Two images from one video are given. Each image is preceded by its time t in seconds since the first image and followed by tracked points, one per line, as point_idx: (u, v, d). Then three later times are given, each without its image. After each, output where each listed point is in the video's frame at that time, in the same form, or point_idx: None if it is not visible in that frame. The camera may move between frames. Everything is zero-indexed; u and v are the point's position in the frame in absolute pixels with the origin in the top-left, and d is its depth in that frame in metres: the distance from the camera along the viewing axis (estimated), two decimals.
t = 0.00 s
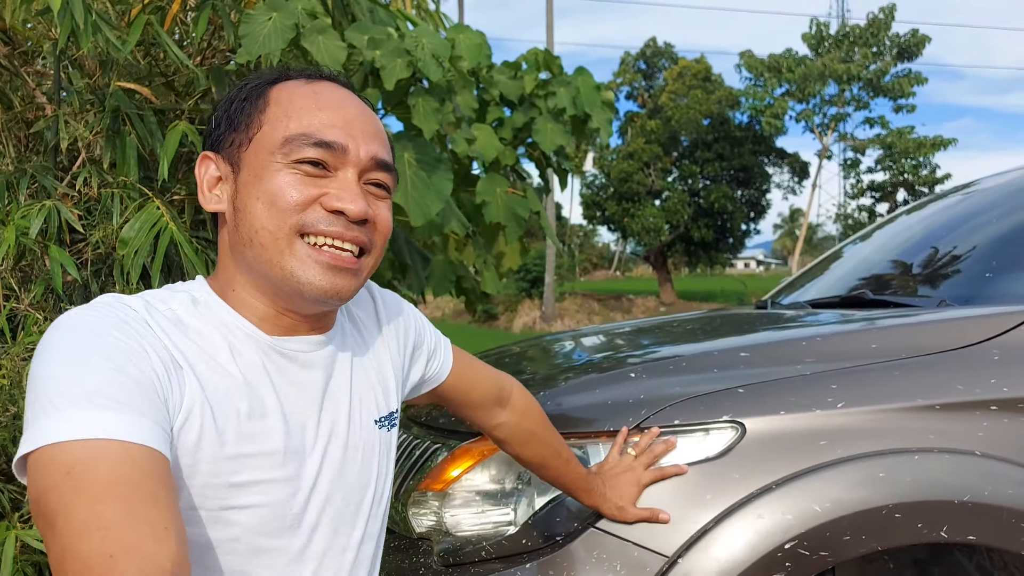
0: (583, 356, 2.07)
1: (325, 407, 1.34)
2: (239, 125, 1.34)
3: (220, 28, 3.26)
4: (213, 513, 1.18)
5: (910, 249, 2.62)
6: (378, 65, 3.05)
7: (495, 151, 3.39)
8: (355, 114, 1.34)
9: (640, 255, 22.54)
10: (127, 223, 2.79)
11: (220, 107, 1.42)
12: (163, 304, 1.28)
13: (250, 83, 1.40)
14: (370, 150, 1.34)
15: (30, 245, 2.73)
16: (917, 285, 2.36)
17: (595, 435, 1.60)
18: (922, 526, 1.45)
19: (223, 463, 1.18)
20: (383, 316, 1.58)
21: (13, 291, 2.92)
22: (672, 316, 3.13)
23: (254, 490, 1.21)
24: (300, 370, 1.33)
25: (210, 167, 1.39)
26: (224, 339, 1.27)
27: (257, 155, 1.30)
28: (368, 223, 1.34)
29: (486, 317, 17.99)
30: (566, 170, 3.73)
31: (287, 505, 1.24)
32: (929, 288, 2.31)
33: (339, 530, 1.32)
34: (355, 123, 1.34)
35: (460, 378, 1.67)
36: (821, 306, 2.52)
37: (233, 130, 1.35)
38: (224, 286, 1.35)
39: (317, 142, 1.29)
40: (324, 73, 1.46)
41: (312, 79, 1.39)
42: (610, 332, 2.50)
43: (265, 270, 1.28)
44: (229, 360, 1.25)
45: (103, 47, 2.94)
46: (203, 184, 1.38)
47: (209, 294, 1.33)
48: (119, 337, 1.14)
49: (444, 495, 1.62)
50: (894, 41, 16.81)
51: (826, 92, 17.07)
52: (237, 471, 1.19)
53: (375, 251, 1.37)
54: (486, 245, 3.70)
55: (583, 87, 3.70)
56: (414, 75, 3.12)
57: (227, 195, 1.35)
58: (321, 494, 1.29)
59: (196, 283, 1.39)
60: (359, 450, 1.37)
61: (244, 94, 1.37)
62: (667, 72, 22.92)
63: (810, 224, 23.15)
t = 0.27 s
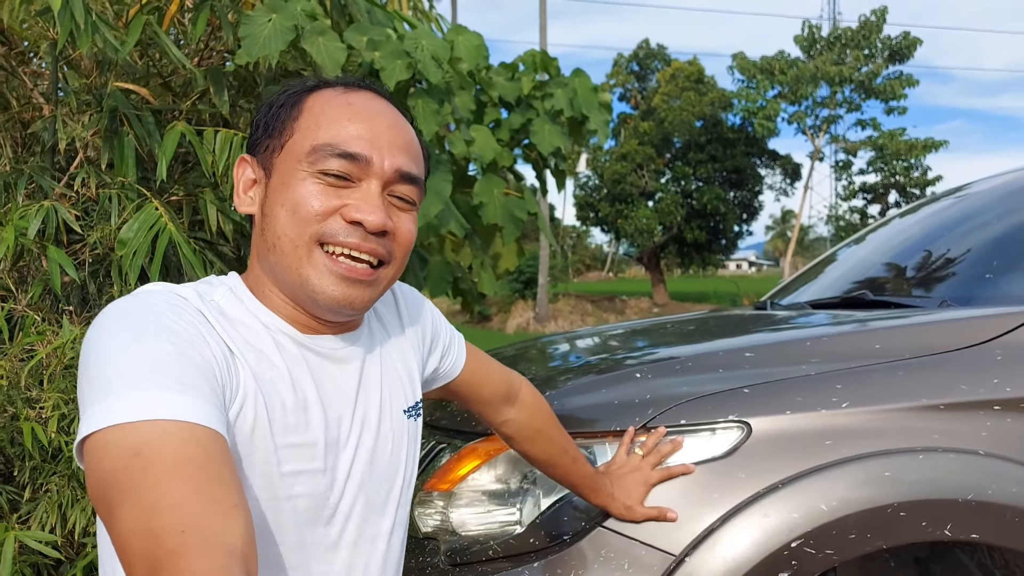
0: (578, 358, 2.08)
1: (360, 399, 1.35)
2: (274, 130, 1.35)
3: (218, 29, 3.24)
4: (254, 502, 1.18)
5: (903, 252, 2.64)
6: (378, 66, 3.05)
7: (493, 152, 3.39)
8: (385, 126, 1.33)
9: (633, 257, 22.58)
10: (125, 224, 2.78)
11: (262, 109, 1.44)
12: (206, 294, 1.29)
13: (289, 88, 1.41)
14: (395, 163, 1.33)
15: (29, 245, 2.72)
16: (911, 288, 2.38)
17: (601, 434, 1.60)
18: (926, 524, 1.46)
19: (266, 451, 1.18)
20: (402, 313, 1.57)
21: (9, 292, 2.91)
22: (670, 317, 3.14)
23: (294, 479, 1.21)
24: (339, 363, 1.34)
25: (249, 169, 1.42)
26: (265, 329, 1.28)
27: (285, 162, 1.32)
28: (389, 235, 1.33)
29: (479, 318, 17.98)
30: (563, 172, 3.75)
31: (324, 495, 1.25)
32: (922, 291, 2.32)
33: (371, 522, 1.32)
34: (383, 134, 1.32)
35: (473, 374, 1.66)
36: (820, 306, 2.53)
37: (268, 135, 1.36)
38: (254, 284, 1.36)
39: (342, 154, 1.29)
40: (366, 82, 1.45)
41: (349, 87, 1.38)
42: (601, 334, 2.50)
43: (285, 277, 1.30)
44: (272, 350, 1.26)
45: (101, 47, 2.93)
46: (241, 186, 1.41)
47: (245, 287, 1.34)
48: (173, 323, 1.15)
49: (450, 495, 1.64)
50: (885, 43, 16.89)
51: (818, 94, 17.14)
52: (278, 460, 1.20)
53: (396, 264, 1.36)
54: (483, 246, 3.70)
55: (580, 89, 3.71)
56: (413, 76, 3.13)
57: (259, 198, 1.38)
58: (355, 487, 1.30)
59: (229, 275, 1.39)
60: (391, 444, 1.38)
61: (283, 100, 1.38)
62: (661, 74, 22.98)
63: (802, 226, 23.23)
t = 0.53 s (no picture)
0: (567, 357, 2.08)
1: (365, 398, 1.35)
2: (277, 126, 1.36)
3: (207, 27, 3.22)
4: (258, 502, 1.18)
5: (889, 253, 2.66)
6: (369, 65, 3.04)
7: (483, 151, 3.38)
8: (387, 116, 1.34)
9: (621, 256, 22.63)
10: (114, 222, 2.76)
11: (265, 108, 1.44)
12: (213, 291, 1.29)
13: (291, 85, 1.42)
14: (399, 152, 1.33)
15: (17, 243, 2.70)
16: (897, 289, 2.40)
17: (597, 432, 1.61)
18: (918, 520, 1.48)
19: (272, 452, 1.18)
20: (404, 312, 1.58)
21: None
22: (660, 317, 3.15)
23: (300, 479, 1.21)
24: (345, 360, 1.34)
25: (252, 168, 1.43)
26: (271, 328, 1.28)
27: (289, 156, 1.32)
28: (394, 224, 1.34)
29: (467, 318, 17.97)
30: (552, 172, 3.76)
31: (329, 494, 1.25)
32: (908, 291, 2.35)
33: (375, 521, 1.33)
34: (386, 125, 1.33)
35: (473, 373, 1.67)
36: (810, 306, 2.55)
37: (271, 132, 1.37)
38: (261, 282, 1.36)
39: (345, 143, 1.30)
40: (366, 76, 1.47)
41: (350, 80, 1.39)
42: (589, 334, 2.51)
43: (291, 270, 1.30)
44: (279, 348, 1.26)
45: (89, 44, 2.91)
46: (244, 184, 1.42)
47: (250, 284, 1.34)
48: (180, 321, 1.15)
49: (445, 492, 1.65)
50: (871, 45, 17.00)
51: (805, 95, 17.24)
52: (283, 460, 1.19)
53: (402, 254, 1.37)
54: (473, 245, 3.69)
55: (570, 89, 3.71)
56: (405, 75, 3.12)
57: (263, 195, 1.38)
58: (360, 486, 1.30)
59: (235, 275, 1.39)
60: (396, 442, 1.38)
61: (284, 96, 1.39)
62: (648, 75, 23.05)
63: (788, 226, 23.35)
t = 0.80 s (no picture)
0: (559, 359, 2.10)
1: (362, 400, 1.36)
2: (269, 128, 1.37)
3: (199, 27, 3.21)
4: (258, 509, 1.18)
5: (879, 256, 2.69)
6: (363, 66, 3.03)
7: (476, 153, 3.39)
8: (379, 111, 1.34)
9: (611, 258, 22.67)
10: (107, 223, 2.75)
11: (257, 110, 1.45)
12: (207, 296, 1.29)
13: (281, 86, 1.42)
14: (391, 147, 1.33)
15: (8, 243, 2.68)
16: (887, 292, 2.42)
17: (593, 433, 1.62)
18: (910, 520, 1.50)
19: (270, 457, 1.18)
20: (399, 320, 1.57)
21: None
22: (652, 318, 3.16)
23: (299, 485, 1.21)
24: (341, 363, 1.35)
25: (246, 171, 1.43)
26: (267, 333, 1.28)
27: (282, 156, 1.33)
28: (389, 221, 1.34)
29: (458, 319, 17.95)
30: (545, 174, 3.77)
31: (330, 498, 1.25)
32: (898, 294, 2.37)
33: (375, 523, 1.33)
34: (377, 121, 1.33)
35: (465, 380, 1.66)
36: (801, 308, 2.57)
37: (263, 134, 1.38)
38: (259, 286, 1.36)
39: (337, 140, 1.30)
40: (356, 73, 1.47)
41: (340, 77, 1.39)
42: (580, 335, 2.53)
43: (288, 272, 1.30)
44: (274, 353, 1.26)
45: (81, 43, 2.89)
46: (240, 188, 1.42)
47: (247, 288, 1.34)
48: (173, 327, 1.14)
49: (441, 494, 1.66)
50: (860, 48, 17.10)
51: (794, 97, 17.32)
52: (282, 465, 1.20)
53: (400, 251, 1.37)
54: (465, 247, 3.70)
55: (563, 91, 3.70)
56: (399, 76, 3.13)
57: (259, 199, 1.39)
58: (360, 489, 1.31)
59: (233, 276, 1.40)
60: (394, 444, 1.39)
61: (275, 97, 1.40)
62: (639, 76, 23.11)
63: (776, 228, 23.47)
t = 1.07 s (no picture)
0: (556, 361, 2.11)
1: (360, 407, 1.35)
2: (260, 129, 1.37)
3: (198, 28, 3.22)
4: (263, 523, 1.17)
5: (875, 259, 2.70)
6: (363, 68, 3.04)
7: (474, 155, 3.40)
8: (371, 109, 1.34)
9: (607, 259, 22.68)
10: (106, 224, 2.75)
11: (248, 111, 1.45)
12: (201, 306, 1.26)
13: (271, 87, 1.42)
14: (384, 144, 1.33)
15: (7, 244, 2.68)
16: (883, 294, 2.44)
17: (592, 434, 1.63)
18: (908, 521, 1.51)
19: (273, 471, 1.17)
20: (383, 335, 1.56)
21: None
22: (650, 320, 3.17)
23: (302, 498, 1.21)
24: (338, 372, 1.34)
25: (238, 174, 1.43)
26: (262, 344, 1.26)
27: (274, 157, 1.32)
28: (385, 220, 1.34)
29: (454, 321, 17.94)
30: (543, 176, 3.78)
31: (332, 509, 1.25)
32: (895, 297, 2.38)
33: (377, 528, 1.34)
34: (370, 118, 1.33)
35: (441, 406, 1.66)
36: (798, 310, 2.59)
37: (255, 135, 1.38)
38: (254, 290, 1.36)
39: (329, 140, 1.30)
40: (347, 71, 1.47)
41: (331, 75, 1.39)
42: (578, 337, 2.54)
43: (284, 274, 1.30)
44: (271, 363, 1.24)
45: (81, 45, 2.89)
46: (231, 191, 1.42)
47: (242, 292, 1.33)
48: (165, 344, 1.11)
49: (440, 495, 1.69)
50: (857, 51, 17.14)
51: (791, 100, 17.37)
52: (285, 478, 1.19)
53: (396, 251, 1.37)
54: (463, 248, 3.70)
55: (561, 93, 3.71)
56: (398, 79, 3.13)
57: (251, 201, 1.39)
58: (364, 497, 1.31)
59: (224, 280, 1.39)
60: (393, 450, 1.39)
61: (266, 98, 1.39)
62: (636, 79, 23.14)
63: (773, 231, 23.51)
